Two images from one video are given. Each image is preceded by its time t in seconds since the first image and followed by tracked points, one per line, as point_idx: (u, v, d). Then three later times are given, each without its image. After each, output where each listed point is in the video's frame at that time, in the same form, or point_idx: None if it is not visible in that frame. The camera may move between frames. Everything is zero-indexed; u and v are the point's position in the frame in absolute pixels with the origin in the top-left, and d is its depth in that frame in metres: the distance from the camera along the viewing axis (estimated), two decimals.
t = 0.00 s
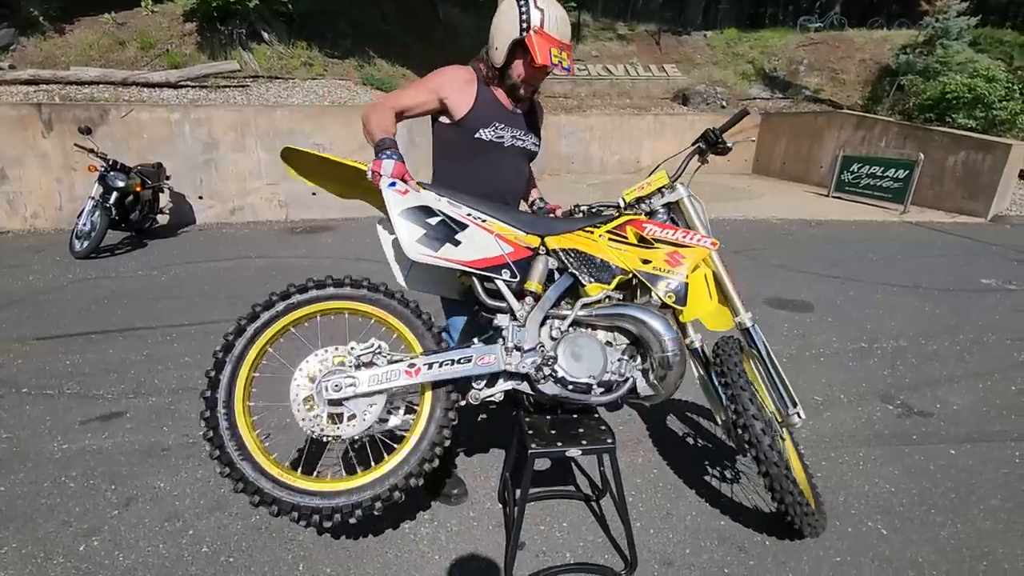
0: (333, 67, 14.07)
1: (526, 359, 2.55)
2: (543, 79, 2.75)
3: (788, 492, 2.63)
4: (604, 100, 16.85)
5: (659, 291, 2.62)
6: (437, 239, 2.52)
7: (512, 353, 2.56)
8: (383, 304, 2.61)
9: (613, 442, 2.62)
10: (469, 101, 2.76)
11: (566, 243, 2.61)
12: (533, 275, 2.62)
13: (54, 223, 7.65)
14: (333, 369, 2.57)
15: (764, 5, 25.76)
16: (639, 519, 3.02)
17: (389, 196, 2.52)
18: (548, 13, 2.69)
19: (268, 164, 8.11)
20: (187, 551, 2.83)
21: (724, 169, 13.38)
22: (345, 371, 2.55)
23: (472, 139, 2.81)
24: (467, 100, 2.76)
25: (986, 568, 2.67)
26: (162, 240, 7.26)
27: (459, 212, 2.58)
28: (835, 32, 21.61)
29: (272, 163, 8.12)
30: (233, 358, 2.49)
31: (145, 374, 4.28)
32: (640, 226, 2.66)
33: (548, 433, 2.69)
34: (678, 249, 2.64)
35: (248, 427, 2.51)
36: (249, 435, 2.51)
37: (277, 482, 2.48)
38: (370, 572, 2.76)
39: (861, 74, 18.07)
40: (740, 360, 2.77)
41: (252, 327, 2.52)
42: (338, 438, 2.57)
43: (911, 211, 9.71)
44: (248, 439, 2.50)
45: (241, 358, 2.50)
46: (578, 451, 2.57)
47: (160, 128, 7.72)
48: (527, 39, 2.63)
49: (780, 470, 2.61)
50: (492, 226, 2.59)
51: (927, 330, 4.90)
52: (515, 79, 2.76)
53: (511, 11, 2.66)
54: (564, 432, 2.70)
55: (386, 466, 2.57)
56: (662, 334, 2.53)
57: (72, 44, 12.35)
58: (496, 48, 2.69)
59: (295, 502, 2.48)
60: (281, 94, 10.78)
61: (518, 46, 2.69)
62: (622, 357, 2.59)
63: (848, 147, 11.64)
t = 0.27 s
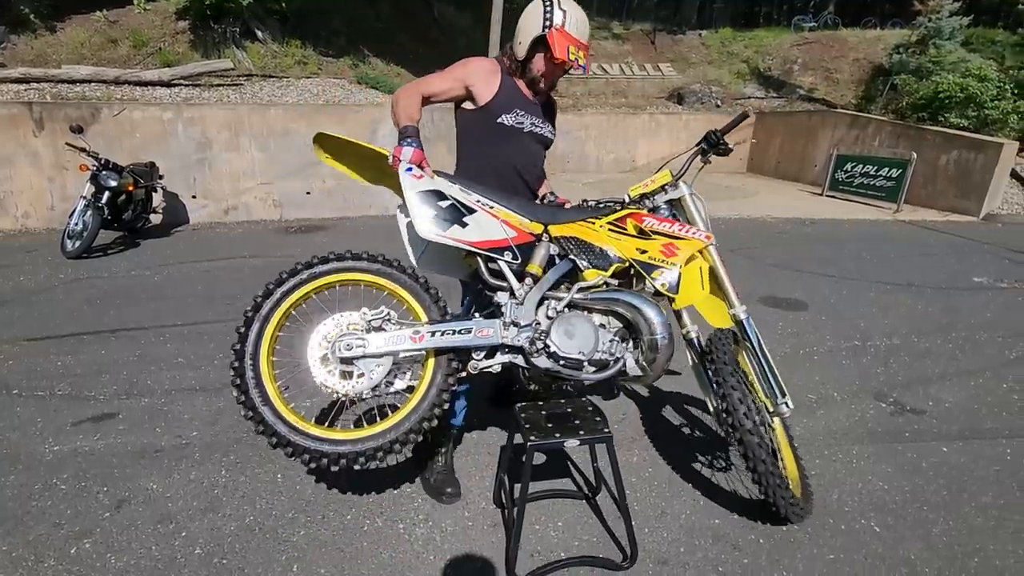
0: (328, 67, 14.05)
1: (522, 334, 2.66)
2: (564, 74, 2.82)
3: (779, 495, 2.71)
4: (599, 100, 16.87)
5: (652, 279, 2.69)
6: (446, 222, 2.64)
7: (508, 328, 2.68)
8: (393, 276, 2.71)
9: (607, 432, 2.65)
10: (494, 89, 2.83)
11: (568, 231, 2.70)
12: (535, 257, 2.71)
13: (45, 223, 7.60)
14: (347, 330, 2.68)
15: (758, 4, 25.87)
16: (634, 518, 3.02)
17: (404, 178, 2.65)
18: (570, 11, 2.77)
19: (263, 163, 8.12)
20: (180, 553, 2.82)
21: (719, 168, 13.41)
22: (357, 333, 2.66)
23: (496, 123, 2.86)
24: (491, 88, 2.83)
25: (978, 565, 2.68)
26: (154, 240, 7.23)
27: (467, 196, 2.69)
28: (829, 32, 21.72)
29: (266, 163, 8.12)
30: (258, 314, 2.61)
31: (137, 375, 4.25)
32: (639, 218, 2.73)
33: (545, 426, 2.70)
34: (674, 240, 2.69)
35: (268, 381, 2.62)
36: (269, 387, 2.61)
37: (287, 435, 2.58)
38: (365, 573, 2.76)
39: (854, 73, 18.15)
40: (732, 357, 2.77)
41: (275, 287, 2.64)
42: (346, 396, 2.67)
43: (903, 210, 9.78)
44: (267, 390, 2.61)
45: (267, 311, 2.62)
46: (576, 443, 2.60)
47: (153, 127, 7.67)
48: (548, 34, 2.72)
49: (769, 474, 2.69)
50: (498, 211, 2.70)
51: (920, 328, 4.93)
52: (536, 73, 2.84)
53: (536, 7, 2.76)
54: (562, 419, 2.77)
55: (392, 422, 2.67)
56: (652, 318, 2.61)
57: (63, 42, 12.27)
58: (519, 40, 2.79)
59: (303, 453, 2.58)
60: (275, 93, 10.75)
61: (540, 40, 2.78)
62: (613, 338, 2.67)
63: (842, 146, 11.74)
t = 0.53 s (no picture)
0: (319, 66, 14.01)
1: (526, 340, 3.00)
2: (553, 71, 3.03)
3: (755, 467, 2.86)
4: (591, 100, 16.90)
5: (656, 282, 2.94)
6: (453, 239, 3.03)
7: (515, 333, 3.04)
8: (414, 283, 3.18)
9: (607, 443, 2.81)
10: (486, 85, 3.11)
11: (574, 232, 2.96)
12: (542, 263, 3.01)
13: (33, 222, 7.53)
14: (379, 335, 3.18)
15: (750, 5, 25.93)
16: (629, 517, 3.03)
17: (414, 201, 3.06)
18: (565, 10, 2.91)
19: (255, 163, 8.07)
20: (171, 556, 2.80)
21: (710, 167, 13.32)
22: (386, 339, 3.16)
23: (483, 121, 3.17)
24: (482, 83, 3.11)
25: (968, 561, 2.71)
26: (144, 240, 7.17)
27: (477, 210, 3.03)
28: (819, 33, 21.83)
29: (258, 162, 8.07)
30: (309, 318, 3.25)
31: (127, 377, 4.22)
32: (653, 215, 2.89)
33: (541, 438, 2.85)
34: (682, 244, 2.85)
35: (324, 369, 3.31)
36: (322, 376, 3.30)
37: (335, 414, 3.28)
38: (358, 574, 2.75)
39: (845, 73, 18.24)
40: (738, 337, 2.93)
41: (322, 296, 3.23)
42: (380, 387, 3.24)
43: (894, 210, 9.85)
44: (322, 378, 3.30)
45: (315, 319, 3.25)
46: (573, 454, 2.77)
47: (142, 126, 7.61)
48: (537, 31, 2.90)
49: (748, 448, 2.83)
50: (506, 220, 3.03)
51: (910, 327, 4.97)
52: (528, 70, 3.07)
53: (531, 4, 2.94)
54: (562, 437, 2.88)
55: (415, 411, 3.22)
56: (650, 326, 2.85)
57: (50, 40, 12.15)
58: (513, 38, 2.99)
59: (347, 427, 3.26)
60: (266, 91, 10.69)
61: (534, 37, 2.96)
62: (612, 340, 2.94)
63: (833, 146, 11.72)
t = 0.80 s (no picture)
0: (308, 66, 13.95)
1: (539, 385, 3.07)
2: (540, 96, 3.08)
3: (747, 446, 3.04)
4: (581, 100, 16.94)
5: (658, 315, 2.99)
6: (457, 301, 3.04)
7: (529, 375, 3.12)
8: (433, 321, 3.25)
9: (598, 442, 2.80)
10: (473, 117, 3.15)
11: (574, 274, 2.96)
12: (545, 307, 3.01)
13: (17, 223, 7.44)
14: (400, 371, 3.27)
15: (739, 6, 26.08)
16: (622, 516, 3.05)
17: (414, 271, 3.05)
18: (546, 34, 2.90)
19: (244, 163, 8.03)
20: (160, 560, 2.78)
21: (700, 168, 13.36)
22: (407, 377, 3.25)
23: (475, 150, 3.26)
24: (470, 115, 3.14)
25: (956, 556, 2.75)
26: (132, 241, 7.11)
27: (475, 265, 3.01)
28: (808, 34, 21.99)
29: (248, 162, 8.03)
30: (336, 346, 3.40)
31: (115, 379, 4.18)
32: (648, 249, 2.88)
33: (535, 439, 2.86)
34: (678, 277, 2.89)
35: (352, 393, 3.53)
36: (351, 402, 3.53)
37: (362, 435, 3.52)
38: None
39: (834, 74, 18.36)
40: (742, 331, 3.10)
41: (348, 329, 3.36)
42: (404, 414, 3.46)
43: (882, 209, 9.95)
44: (351, 404, 3.53)
45: (341, 350, 3.39)
46: (566, 454, 2.78)
47: (130, 126, 7.54)
48: (523, 67, 2.90)
49: (742, 428, 3.02)
50: (505, 272, 3.00)
51: (898, 325, 5.03)
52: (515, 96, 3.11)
53: (510, 36, 2.91)
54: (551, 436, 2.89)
55: (435, 436, 3.51)
56: (657, 356, 2.95)
57: (34, 37, 12.00)
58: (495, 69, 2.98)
59: (373, 448, 3.53)
60: (255, 91, 10.62)
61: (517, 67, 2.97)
62: (622, 370, 3.02)
63: (821, 146, 11.87)
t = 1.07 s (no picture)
0: (292, 66, 13.85)
1: (543, 375, 3.10)
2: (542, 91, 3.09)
3: (750, 442, 3.16)
4: (566, 102, 17.01)
5: (660, 306, 3.07)
6: (463, 293, 3.05)
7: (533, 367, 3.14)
8: (439, 321, 3.25)
9: (586, 443, 2.78)
10: (472, 115, 3.15)
11: (578, 265, 2.99)
12: (549, 298, 3.05)
13: None
14: (404, 372, 3.26)
15: (724, 9, 26.33)
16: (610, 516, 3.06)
17: (420, 262, 3.06)
18: (550, 28, 2.91)
19: (228, 164, 7.95)
20: (143, 568, 2.75)
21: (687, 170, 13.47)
22: (411, 378, 3.24)
23: (476, 149, 3.25)
24: (468, 114, 3.14)
25: (937, 549, 2.80)
26: (112, 244, 7.01)
27: (480, 257, 3.04)
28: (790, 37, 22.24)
29: (232, 163, 7.96)
30: (338, 350, 3.39)
31: (95, 385, 4.11)
32: (650, 240, 2.94)
33: (524, 440, 2.85)
34: (680, 268, 2.94)
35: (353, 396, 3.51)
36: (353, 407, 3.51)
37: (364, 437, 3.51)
38: None
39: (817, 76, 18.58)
40: (739, 324, 3.19)
41: (349, 334, 3.35)
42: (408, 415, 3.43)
43: (864, 210, 10.12)
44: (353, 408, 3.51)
45: (343, 354, 3.38)
46: (554, 455, 2.78)
47: (110, 127, 7.43)
48: (529, 64, 2.92)
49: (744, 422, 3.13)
50: (510, 264, 3.03)
51: (881, 323, 5.11)
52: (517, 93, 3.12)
53: (514, 34, 2.91)
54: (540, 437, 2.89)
55: (429, 441, 3.50)
56: (660, 347, 3.02)
57: (10, 36, 11.78)
58: (499, 68, 2.99)
59: (376, 452, 3.52)
60: (240, 92, 10.52)
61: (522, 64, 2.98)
62: (624, 361, 3.08)
63: (805, 147, 12.02)
